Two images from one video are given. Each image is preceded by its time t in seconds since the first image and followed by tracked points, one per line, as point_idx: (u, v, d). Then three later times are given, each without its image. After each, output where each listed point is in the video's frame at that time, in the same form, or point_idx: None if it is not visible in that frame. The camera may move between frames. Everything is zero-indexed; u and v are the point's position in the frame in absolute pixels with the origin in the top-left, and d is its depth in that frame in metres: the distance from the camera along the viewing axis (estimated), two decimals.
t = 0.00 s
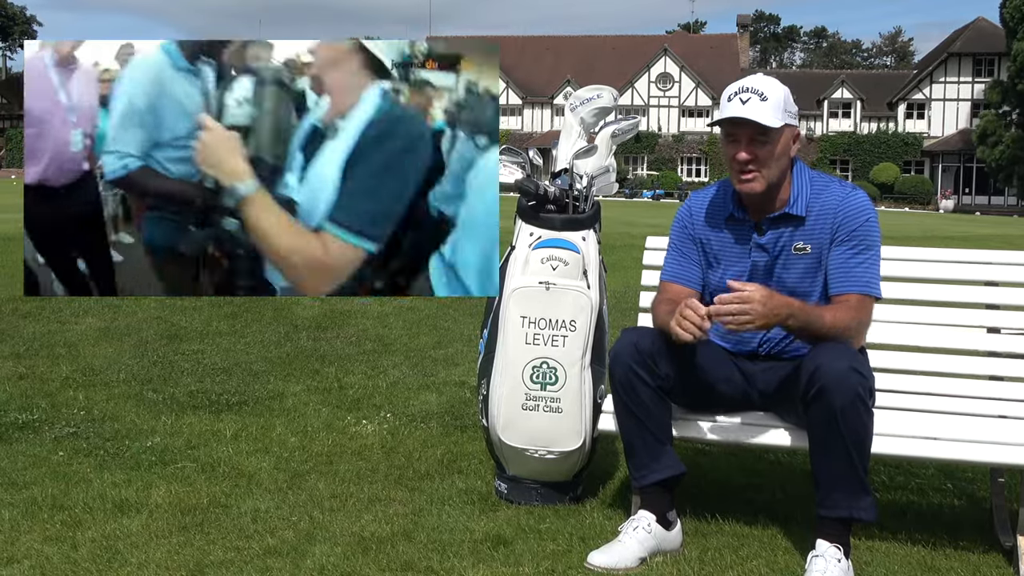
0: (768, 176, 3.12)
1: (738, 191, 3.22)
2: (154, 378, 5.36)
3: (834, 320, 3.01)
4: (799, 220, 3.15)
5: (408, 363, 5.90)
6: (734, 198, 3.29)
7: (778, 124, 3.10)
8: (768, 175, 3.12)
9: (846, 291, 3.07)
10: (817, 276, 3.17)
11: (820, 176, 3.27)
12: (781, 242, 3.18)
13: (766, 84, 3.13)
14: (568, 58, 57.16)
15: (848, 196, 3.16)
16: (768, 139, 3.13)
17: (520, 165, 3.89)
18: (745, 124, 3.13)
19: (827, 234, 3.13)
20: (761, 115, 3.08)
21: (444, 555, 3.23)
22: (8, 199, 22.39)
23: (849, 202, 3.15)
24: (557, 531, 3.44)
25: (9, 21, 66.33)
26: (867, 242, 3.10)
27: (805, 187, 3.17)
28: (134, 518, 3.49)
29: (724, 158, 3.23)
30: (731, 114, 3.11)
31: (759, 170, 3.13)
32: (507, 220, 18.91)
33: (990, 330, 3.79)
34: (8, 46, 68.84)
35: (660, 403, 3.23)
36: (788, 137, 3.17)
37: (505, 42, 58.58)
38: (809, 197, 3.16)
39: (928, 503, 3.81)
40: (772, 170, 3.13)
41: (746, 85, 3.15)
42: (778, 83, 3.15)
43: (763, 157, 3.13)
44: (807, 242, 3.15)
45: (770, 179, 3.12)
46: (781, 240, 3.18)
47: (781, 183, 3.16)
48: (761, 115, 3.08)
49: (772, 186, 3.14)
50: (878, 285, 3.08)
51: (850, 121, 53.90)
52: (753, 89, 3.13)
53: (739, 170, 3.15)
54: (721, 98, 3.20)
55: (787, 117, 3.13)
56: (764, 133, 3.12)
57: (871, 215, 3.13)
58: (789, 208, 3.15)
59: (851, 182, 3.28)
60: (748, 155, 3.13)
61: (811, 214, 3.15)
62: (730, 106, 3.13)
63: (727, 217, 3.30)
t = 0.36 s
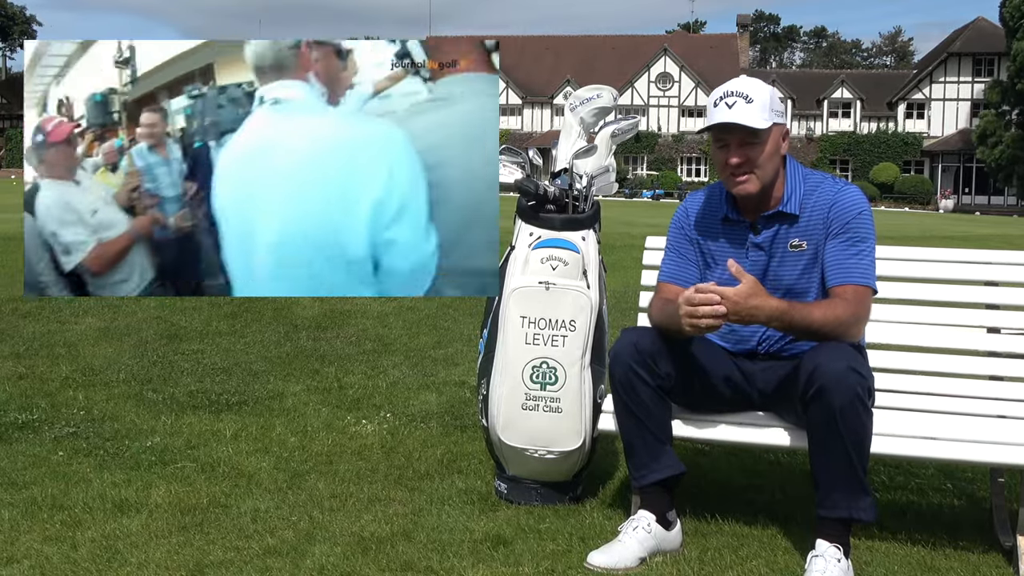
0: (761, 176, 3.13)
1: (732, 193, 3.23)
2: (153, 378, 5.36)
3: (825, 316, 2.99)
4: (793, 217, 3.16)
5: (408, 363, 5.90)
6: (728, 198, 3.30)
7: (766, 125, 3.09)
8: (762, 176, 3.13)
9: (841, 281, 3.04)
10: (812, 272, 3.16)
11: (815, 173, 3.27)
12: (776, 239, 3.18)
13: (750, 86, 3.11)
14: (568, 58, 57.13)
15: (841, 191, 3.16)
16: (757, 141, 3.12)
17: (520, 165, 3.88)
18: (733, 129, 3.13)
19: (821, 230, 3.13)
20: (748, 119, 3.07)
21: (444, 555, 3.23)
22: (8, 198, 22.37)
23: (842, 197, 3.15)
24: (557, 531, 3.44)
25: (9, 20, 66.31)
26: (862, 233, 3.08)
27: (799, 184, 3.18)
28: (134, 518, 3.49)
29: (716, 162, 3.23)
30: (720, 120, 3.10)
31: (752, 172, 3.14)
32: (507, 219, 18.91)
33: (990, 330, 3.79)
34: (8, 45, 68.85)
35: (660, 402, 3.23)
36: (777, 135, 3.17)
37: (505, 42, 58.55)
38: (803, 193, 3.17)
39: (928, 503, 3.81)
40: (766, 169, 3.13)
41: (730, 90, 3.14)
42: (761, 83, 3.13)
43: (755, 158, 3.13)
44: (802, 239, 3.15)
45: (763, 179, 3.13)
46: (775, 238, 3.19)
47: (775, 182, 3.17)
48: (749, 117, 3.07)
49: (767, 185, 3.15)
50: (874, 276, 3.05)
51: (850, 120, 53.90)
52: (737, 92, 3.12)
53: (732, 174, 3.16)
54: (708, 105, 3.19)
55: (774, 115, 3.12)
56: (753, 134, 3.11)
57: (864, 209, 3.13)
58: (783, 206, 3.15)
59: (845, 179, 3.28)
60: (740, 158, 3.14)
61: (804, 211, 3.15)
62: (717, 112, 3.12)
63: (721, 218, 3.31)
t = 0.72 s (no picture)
0: (754, 176, 3.13)
1: (727, 195, 3.23)
2: (153, 378, 5.36)
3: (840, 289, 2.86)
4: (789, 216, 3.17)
5: (408, 363, 5.90)
6: (725, 199, 3.31)
7: (755, 126, 3.07)
8: (755, 177, 3.13)
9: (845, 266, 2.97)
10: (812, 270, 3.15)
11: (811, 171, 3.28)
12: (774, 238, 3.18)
13: (736, 88, 3.10)
14: (568, 57, 57.17)
15: (838, 188, 3.16)
16: (747, 142, 3.10)
17: (520, 165, 3.88)
18: (723, 132, 3.11)
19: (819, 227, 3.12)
20: (737, 122, 3.05)
21: (444, 555, 3.23)
22: (8, 199, 22.38)
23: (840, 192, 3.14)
24: (557, 531, 3.44)
25: (9, 20, 66.35)
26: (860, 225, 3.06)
27: (795, 183, 3.20)
28: (134, 518, 3.49)
29: (709, 166, 3.21)
30: (709, 125, 3.08)
31: (744, 173, 3.12)
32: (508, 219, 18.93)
33: (991, 329, 3.78)
34: (8, 45, 68.90)
35: (660, 403, 3.24)
36: (769, 133, 3.14)
37: (505, 42, 58.58)
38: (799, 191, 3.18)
39: (928, 503, 3.81)
40: (758, 168, 3.13)
41: (717, 93, 3.12)
42: (747, 84, 3.11)
43: (746, 159, 3.11)
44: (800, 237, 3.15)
45: (756, 178, 3.13)
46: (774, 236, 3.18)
47: (767, 180, 3.19)
48: (738, 120, 3.05)
49: (760, 185, 3.16)
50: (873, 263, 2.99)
51: (850, 120, 53.90)
52: (724, 95, 3.10)
53: (726, 177, 3.15)
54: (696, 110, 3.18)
55: (762, 115, 3.10)
56: (742, 136, 3.10)
57: (862, 203, 3.11)
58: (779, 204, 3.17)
59: (842, 175, 3.29)
60: (731, 160, 3.12)
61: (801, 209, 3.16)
62: (705, 118, 3.10)
63: (718, 219, 3.31)
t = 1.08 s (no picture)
0: (755, 174, 3.13)
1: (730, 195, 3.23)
2: (153, 378, 5.36)
3: (804, 332, 3.02)
4: (793, 219, 3.16)
5: (408, 363, 5.90)
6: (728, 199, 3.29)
7: (752, 123, 3.10)
8: (757, 175, 3.13)
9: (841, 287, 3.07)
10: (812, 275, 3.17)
11: (815, 174, 3.26)
12: (777, 241, 3.18)
13: (733, 87, 3.13)
14: (568, 57, 57.18)
15: (843, 195, 3.17)
16: (745, 140, 3.12)
17: (520, 165, 3.89)
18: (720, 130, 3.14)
19: (822, 233, 3.13)
20: (733, 119, 3.08)
21: (444, 555, 3.23)
22: (8, 199, 22.36)
23: (843, 200, 3.16)
24: (557, 531, 3.45)
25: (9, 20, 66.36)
26: (863, 239, 3.10)
27: (800, 186, 3.17)
28: (134, 518, 3.49)
29: (710, 166, 3.23)
30: (706, 124, 3.12)
31: (743, 171, 3.14)
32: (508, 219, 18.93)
33: (990, 330, 3.79)
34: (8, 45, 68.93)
35: (660, 402, 3.23)
36: (770, 130, 3.16)
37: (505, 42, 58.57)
38: (804, 194, 3.17)
39: (928, 503, 3.81)
40: (758, 166, 3.13)
41: (714, 93, 3.16)
42: (745, 83, 3.14)
43: (745, 158, 3.13)
44: (803, 242, 3.15)
45: (757, 177, 3.13)
46: (776, 240, 3.18)
47: (772, 180, 3.16)
48: (737, 117, 3.08)
49: (763, 184, 3.15)
50: (874, 281, 3.09)
51: (850, 120, 53.90)
52: (720, 95, 3.14)
53: (726, 176, 3.16)
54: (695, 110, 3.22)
55: (761, 112, 3.12)
56: (740, 134, 3.12)
57: (866, 212, 3.13)
58: (783, 208, 3.15)
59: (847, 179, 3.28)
60: (729, 159, 3.14)
61: (805, 214, 3.15)
62: (703, 117, 3.14)
63: (722, 219, 3.30)
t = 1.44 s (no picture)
0: (769, 178, 3.12)
1: (736, 194, 3.22)
2: (154, 378, 5.36)
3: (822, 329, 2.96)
4: (795, 221, 3.16)
5: (408, 363, 5.91)
6: (731, 200, 3.29)
7: (781, 126, 3.09)
8: (772, 178, 3.13)
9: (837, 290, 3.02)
10: (812, 277, 3.16)
11: (817, 175, 3.27)
12: (779, 243, 3.18)
13: (768, 86, 3.12)
14: (568, 57, 57.18)
15: (844, 197, 3.16)
16: (771, 141, 3.12)
17: (520, 165, 3.89)
18: (747, 126, 3.12)
19: (823, 235, 3.12)
20: (764, 117, 3.06)
21: (444, 555, 3.23)
22: (8, 198, 22.36)
23: (846, 203, 3.15)
24: (557, 531, 3.45)
25: (9, 20, 66.36)
26: (862, 242, 3.08)
27: (803, 189, 3.18)
28: (134, 518, 3.49)
29: (724, 160, 3.21)
30: (737, 115, 3.10)
31: (761, 172, 3.13)
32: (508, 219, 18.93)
33: (990, 330, 3.79)
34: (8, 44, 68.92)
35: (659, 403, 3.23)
36: (789, 139, 3.16)
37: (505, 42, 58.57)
38: (806, 197, 3.17)
39: (928, 503, 3.82)
40: (774, 171, 3.13)
41: (749, 87, 3.14)
42: (779, 85, 3.14)
43: (765, 159, 3.12)
44: (804, 244, 3.15)
45: (769, 181, 3.12)
46: (778, 242, 3.18)
47: (780, 187, 3.18)
48: (766, 117, 3.06)
49: (773, 189, 3.15)
50: (871, 285, 3.04)
51: (850, 121, 53.90)
52: (756, 91, 3.12)
53: (742, 172, 3.14)
54: (722, 101, 3.19)
55: (789, 118, 3.12)
56: (767, 134, 3.11)
57: (867, 215, 3.12)
58: (787, 210, 3.15)
59: (847, 181, 3.29)
60: (751, 157, 3.13)
61: (807, 216, 3.15)
62: (735, 108, 3.11)
63: (724, 220, 3.29)
